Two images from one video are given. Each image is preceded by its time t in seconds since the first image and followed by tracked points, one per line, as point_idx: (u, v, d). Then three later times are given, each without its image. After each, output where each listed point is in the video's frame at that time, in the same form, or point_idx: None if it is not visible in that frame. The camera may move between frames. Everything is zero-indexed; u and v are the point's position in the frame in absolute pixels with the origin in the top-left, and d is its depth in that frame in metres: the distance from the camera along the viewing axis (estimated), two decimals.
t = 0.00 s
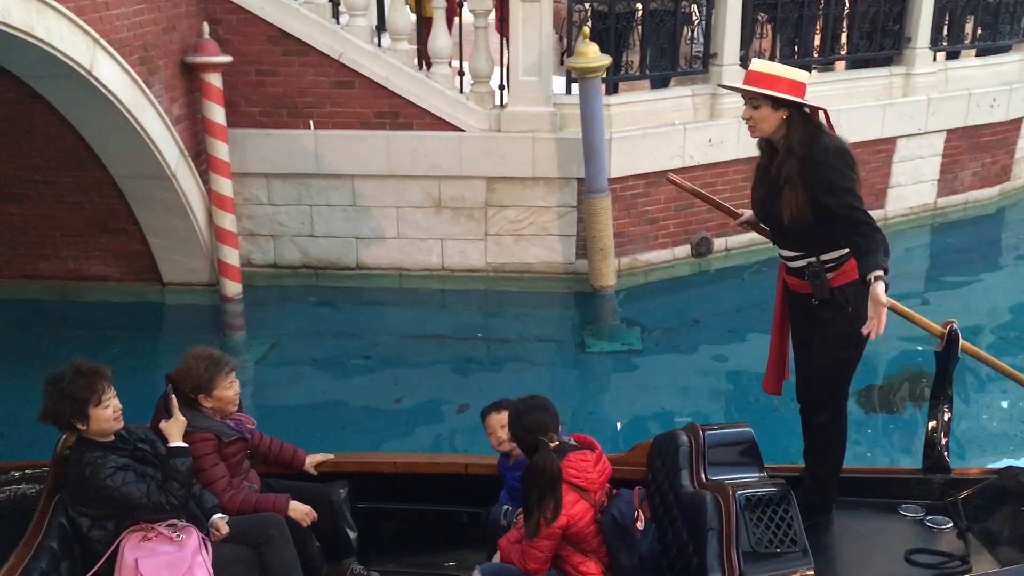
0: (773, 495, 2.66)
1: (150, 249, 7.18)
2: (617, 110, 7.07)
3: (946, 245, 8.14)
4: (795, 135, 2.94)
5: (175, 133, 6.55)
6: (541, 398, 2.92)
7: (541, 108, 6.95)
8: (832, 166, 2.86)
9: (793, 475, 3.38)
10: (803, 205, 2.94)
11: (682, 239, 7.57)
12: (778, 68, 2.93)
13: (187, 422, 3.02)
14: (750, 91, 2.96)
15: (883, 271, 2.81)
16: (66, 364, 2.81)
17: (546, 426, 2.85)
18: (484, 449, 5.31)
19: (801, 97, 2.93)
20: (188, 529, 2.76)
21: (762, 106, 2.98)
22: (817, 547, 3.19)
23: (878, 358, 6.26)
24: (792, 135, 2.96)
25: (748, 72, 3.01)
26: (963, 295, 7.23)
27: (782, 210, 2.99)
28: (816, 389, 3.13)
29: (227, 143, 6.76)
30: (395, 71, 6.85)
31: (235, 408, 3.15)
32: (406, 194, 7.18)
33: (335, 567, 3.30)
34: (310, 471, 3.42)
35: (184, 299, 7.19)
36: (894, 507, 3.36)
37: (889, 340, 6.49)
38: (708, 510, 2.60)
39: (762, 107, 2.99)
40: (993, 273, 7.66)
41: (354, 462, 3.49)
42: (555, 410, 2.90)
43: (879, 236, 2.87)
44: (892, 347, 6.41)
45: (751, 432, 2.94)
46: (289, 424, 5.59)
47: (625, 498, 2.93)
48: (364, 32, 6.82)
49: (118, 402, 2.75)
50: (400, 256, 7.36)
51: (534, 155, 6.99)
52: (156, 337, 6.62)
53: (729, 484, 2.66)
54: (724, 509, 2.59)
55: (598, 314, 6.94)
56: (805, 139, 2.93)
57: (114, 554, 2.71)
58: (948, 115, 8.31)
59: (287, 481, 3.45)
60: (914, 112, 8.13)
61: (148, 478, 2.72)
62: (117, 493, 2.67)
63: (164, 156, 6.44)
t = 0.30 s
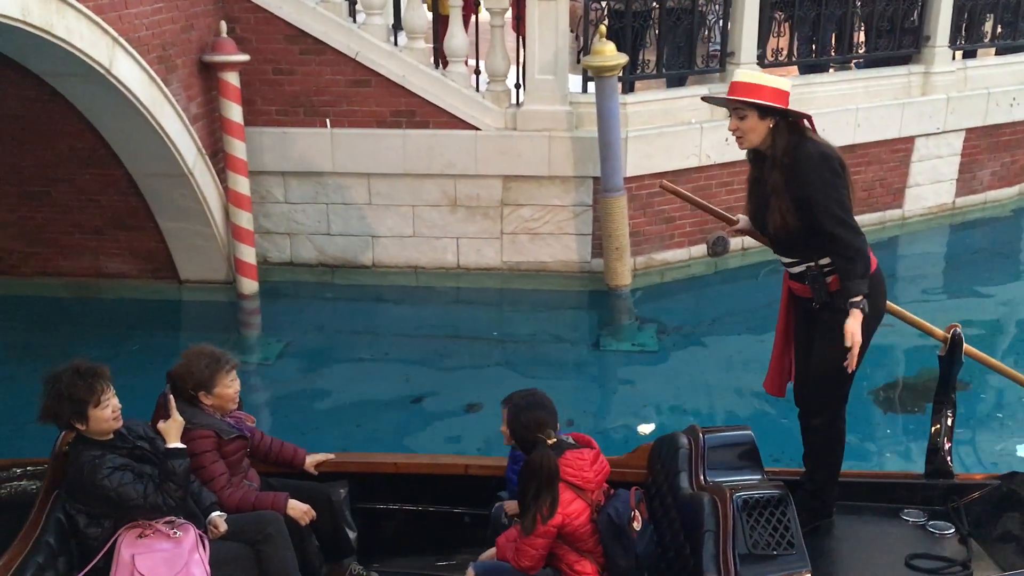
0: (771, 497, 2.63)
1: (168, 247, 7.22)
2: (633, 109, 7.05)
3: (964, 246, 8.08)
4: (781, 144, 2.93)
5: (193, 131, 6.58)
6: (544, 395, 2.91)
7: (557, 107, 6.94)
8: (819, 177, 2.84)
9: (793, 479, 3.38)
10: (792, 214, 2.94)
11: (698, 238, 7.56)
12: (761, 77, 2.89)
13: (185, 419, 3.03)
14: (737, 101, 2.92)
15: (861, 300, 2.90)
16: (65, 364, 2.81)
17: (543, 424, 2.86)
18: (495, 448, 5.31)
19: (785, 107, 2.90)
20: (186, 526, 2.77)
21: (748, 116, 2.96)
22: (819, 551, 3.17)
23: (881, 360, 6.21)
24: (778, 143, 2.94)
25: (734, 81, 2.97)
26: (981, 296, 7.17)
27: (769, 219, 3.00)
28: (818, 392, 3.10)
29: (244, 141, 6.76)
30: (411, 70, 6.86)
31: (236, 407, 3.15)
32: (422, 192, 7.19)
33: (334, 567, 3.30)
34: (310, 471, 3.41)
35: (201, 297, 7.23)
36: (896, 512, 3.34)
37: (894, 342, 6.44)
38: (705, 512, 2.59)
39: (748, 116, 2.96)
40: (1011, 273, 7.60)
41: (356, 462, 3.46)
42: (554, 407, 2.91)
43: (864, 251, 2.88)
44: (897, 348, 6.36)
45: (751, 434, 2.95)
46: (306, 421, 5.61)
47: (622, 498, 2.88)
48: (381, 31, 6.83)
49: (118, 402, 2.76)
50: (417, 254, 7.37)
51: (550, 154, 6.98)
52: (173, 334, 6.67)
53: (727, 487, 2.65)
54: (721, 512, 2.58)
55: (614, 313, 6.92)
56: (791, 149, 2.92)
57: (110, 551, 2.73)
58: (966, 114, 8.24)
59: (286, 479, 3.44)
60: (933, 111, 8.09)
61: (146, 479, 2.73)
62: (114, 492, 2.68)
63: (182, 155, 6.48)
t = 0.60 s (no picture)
0: (764, 499, 2.61)
1: (180, 246, 7.25)
2: (644, 107, 7.03)
3: (977, 244, 8.03)
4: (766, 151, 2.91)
5: (204, 130, 6.59)
6: (536, 395, 2.87)
7: (568, 105, 6.93)
8: (803, 185, 2.83)
9: (789, 479, 3.38)
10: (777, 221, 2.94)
11: (709, 236, 7.54)
12: (748, 85, 2.90)
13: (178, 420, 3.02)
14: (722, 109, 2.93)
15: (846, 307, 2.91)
16: (52, 371, 2.78)
17: (535, 423, 2.81)
18: (501, 448, 5.32)
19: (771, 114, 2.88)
20: (178, 527, 2.77)
21: (733, 123, 2.94)
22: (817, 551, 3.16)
23: (878, 358, 6.18)
24: (762, 149, 2.93)
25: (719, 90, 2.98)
26: (993, 295, 7.12)
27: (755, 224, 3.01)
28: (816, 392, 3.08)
29: (255, 140, 6.76)
30: (421, 68, 6.86)
31: (232, 407, 3.14)
32: (433, 190, 7.19)
33: (329, 566, 3.31)
34: (305, 468, 3.43)
35: (213, 295, 7.26)
36: (892, 512, 3.33)
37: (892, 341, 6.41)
38: (696, 513, 2.59)
39: (732, 122, 2.95)
40: None
41: (350, 462, 3.48)
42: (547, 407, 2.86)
43: (849, 257, 2.87)
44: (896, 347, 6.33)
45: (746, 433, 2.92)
46: (317, 419, 5.63)
47: (613, 499, 2.86)
48: (391, 29, 6.83)
49: (107, 407, 2.73)
50: (427, 253, 7.37)
51: (560, 152, 6.98)
52: (184, 333, 6.70)
53: (719, 488, 2.64)
54: (713, 513, 2.57)
55: (625, 313, 6.88)
56: (775, 154, 2.90)
57: (103, 552, 2.71)
58: (979, 111, 8.20)
59: (282, 477, 3.48)
60: (946, 109, 8.05)
61: (138, 485, 2.70)
62: (106, 499, 2.66)
63: (194, 153, 6.49)
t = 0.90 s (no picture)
0: (756, 499, 2.60)
1: (191, 244, 7.27)
2: (653, 104, 7.00)
3: (988, 240, 7.99)
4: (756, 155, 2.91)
5: (215, 128, 6.61)
6: (527, 395, 2.86)
7: (577, 102, 6.92)
8: (794, 188, 2.82)
9: (782, 476, 3.37)
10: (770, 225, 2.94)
11: (718, 233, 7.53)
12: (740, 89, 2.90)
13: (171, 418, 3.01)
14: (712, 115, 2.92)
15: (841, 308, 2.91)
16: (42, 374, 2.76)
17: (524, 424, 2.80)
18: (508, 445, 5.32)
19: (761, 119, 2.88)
20: (171, 528, 2.78)
21: (724, 127, 2.95)
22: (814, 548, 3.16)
23: (875, 356, 6.16)
24: (753, 153, 2.92)
25: (708, 96, 2.98)
26: (1004, 291, 7.09)
27: (749, 227, 3.01)
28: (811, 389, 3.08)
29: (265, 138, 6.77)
30: (430, 65, 6.87)
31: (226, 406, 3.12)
32: (442, 188, 7.19)
33: (325, 564, 3.29)
34: (300, 465, 3.41)
35: (223, 293, 7.28)
36: (886, 508, 3.32)
37: (892, 338, 6.39)
38: (688, 512, 2.60)
39: (723, 127, 2.95)
40: None
41: (347, 458, 3.46)
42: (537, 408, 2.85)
43: (844, 257, 2.87)
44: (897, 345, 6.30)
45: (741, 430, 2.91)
46: (326, 416, 5.65)
47: (604, 499, 2.82)
48: (401, 26, 6.84)
49: (97, 410, 2.72)
50: (437, 250, 7.37)
51: (570, 149, 6.97)
52: (194, 330, 6.72)
53: (711, 488, 2.64)
54: (704, 512, 2.58)
55: (632, 309, 6.86)
56: (766, 157, 2.90)
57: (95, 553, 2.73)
58: (991, 107, 8.15)
59: (277, 474, 3.46)
60: (957, 104, 8.01)
61: (128, 488, 2.71)
62: (97, 504, 2.67)
63: (204, 151, 6.51)
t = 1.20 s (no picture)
0: (749, 496, 2.60)
1: (204, 240, 7.30)
2: (666, 99, 6.98)
3: (1002, 236, 7.94)
4: (756, 157, 2.90)
5: (228, 124, 6.64)
6: (518, 394, 2.86)
7: (590, 97, 6.90)
8: (794, 189, 2.81)
9: (779, 471, 3.36)
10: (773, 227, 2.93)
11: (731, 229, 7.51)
12: (737, 94, 2.89)
13: (167, 415, 3.05)
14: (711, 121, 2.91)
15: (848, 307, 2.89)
16: (41, 368, 2.79)
17: (517, 423, 2.80)
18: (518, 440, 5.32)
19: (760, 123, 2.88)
20: (166, 525, 2.78)
21: (722, 134, 2.94)
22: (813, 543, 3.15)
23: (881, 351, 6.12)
24: (753, 157, 2.91)
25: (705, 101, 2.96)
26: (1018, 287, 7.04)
27: (752, 231, 3.00)
28: (809, 386, 3.07)
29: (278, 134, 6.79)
30: (443, 61, 6.87)
31: (222, 403, 3.14)
32: (454, 183, 7.20)
33: (323, 561, 3.27)
34: (298, 462, 3.42)
35: (236, 289, 7.30)
36: (884, 504, 3.31)
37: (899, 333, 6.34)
38: (682, 510, 2.60)
39: (721, 134, 2.94)
40: None
41: (343, 454, 3.47)
42: (529, 407, 2.86)
43: (847, 257, 2.84)
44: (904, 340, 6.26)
45: (736, 427, 2.96)
46: (339, 413, 5.65)
47: (598, 497, 2.80)
48: (413, 22, 6.84)
49: (94, 405, 2.74)
50: (449, 246, 7.38)
51: (582, 144, 6.96)
52: (208, 326, 6.75)
53: (705, 484, 2.64)
54: (698, 510, 2.57)
55: (646, 306, 6.80)
56: (766, 161, 2.88)
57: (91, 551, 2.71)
58: (1006, 101, 8.10)
59: (275, 471, 3.48)
60: (972, 99, 7.96)
61: (124, 483, 2.71)
62: (93, 498, 2.67)
63: (218, 147, 6.54)
